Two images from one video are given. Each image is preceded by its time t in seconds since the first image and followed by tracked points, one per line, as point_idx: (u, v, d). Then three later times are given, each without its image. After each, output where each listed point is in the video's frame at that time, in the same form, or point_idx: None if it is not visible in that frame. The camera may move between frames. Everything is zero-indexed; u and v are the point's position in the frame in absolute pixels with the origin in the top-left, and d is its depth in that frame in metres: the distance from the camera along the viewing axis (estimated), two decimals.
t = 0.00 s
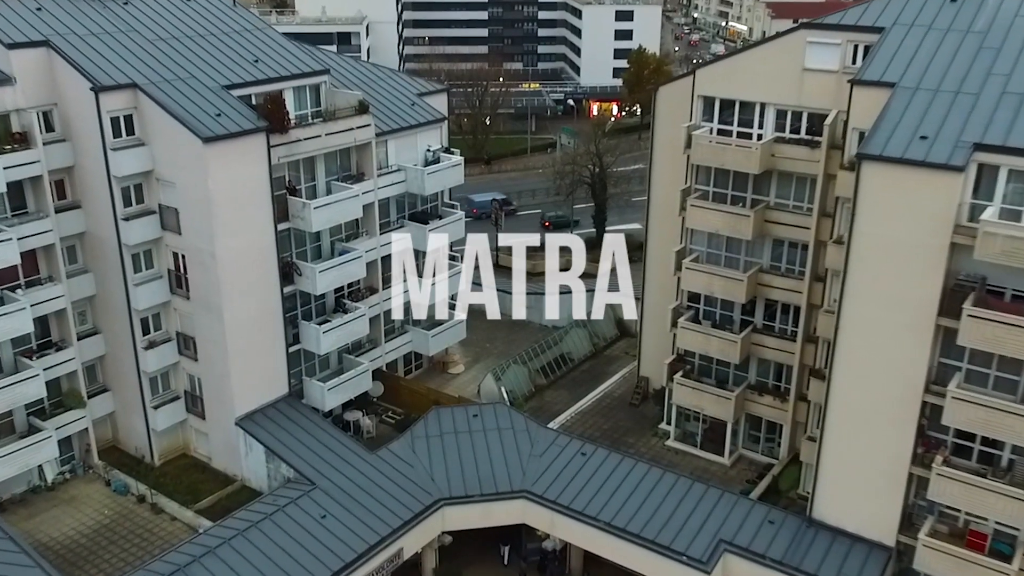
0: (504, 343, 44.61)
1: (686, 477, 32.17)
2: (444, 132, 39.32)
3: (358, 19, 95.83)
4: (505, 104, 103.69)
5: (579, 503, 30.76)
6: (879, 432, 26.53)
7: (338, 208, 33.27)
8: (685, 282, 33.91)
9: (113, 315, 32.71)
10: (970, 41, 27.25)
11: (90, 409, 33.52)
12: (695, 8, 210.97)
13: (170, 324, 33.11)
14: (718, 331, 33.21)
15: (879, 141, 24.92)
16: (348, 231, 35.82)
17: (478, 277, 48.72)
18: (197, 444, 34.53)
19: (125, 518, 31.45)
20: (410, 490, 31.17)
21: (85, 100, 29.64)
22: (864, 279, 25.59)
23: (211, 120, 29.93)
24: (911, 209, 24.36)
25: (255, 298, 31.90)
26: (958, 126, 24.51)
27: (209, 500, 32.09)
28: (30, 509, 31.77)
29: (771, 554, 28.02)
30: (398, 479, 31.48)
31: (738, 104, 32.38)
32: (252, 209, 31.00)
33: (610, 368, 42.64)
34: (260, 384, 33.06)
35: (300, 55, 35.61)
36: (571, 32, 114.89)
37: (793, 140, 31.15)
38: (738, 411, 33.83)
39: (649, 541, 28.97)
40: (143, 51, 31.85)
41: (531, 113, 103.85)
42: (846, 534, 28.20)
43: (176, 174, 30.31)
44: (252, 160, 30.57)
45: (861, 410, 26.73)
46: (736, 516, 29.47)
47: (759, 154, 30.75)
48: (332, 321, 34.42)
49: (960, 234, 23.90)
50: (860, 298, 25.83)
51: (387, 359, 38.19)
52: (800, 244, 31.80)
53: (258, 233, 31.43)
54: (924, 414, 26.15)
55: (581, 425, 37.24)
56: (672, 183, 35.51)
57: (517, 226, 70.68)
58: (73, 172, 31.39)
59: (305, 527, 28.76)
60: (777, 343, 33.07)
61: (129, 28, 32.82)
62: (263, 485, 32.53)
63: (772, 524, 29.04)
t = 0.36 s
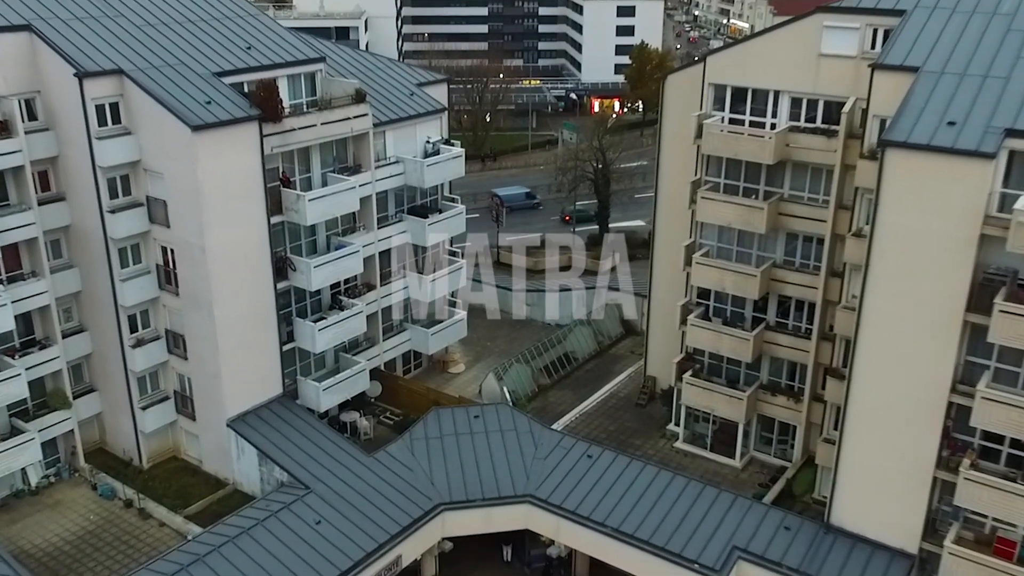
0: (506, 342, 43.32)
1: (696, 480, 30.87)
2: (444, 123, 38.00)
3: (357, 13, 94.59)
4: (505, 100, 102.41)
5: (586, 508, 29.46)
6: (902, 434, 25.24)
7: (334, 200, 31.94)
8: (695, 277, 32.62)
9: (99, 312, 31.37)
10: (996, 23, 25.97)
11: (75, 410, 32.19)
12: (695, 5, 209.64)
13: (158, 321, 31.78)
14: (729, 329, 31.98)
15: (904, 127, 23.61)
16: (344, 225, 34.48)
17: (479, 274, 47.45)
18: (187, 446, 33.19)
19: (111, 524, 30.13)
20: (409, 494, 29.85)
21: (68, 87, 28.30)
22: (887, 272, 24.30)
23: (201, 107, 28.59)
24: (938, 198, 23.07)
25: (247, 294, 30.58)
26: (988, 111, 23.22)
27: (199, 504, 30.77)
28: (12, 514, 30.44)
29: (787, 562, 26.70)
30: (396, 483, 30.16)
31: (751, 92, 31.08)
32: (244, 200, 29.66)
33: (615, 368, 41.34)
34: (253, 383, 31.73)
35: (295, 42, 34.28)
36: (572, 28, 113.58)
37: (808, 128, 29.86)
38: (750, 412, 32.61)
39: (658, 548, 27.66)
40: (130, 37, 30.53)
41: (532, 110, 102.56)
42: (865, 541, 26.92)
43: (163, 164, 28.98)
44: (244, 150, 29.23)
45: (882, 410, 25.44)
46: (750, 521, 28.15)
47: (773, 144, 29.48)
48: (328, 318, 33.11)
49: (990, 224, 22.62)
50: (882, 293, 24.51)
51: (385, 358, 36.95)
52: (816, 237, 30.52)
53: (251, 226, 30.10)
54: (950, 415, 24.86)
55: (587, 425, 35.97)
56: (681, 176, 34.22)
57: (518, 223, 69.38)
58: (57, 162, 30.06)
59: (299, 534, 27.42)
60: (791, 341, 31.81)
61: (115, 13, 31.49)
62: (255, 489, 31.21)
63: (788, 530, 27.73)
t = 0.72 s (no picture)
0: (507, 340, 42.05)
1: (707, 483, 29.60)
2: (443, 113, 36.69)
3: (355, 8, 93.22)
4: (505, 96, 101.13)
5: (592, 512, 28.16)
6: (926, 435, 23.97)
7: (328, 191, 30.63)
8: (705, 271, 31.36)
9: (83, 308, 30.06)
10: None
11: (59, 410, 30.86)
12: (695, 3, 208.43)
13: (145, 318, 30.45)
14: (741, 325, 30.75)
15: (930, 110, 22.38)
16: (340, 218, 33.20)
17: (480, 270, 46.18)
18: (176, 447, 31.87)
19: (95, 529, 28.81)
20: (407, 498, 28.54)
21: (50, 71, 26.98)
22: (912, 264, 23.05)
23: (189, 93, 27.29)
24: (967, 185, 21.84)
25: (237, 289, 29.27)
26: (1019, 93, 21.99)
27: (188, 508, 29.46)
28: None
29: (804, 569, 25.41)
30: (394, 487, 28.85)
31: (764, 78, 29.81)
32: (234, 190, 28.34)
33: (620, 366, 40.06)
34: (243, 382, 30.42)
35: (288, 28, 32.99)
36: (573, 25, 112.32)
37: (824, 116, 28.59)
38: (761, 412, 31.40)
39: (668, 554, 26.37)
40: (115, 20, 29.23)
41: (532, 106, 101.28)
42: (886, 547, 25.65)
43: (149, 153, 27.67)
44: (235, 138, 27.93)
45: (905, 410, 24.17)
46: (764, 527, 26.86)
47: (787, 132, 28.24)
48: (322, 315, 31.82)
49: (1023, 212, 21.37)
50: (906, 285, 23.24)
51: (382, 357, 35.70)
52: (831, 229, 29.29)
53: (241, 218, 28.80)
54: (976, 415, 23.59)
55: (591, 426, 34.70)
56: (690, 167, 32.97)
57: (519, 220, 68.12)
58: (39, 151, 28.74)
59: (291, 540, 26.10)
60: (805, 338, 30.58)
61: None
62: (246, 493, 29.90)
63: (804, 536, 26.44)
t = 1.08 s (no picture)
0: (507, 336, 40.76)
1: (717, 483, 28.33)
2: (441, 100, 35.36)
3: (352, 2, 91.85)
4: (504, 92, 99.82)
5: (597, 515, 26.86)
6: (951, 433, 22.70)
7: (321, 179, 29.30)
8: (714, 263, 30.10)
9: (65, 301, 28.74)
10: None
11: (40, 408, 29.55)
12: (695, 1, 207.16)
13: (130, 312, 29.14)
14: (752, 320, 29.51)
15: (957, 88, 21.17)
16: (334, 208, 31.89)
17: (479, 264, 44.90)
18: (162, 447, 30.55)
19: (77, 533, 27.51)
20: (403, 500, 27.23)
21: (27, 52, 25.62)
22: (937, 252, 21.81)
23: (173, 75, 25.97)
24: (997, 167, 20.64)
25: (226, 281, 27.96)
26: None
27: (174, 511, 28.16)
28: None
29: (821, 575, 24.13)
30: (389, 488, 27.54)
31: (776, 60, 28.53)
32: (222, 177, 27.03)
33: (624, 363, 38.77)
34: (233, 380, 29.11)
35: (280, 10, 31.68)
36: (572, 20, 110.98)
37: (840, 99, 27.31)
38: (773, 410, 30.17)
39: (678, 559, 25.07)
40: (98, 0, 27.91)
41: (531, 102, 99.96)
42: (907, 552, 24.39)
43: (132, 138, 26.35)
44: (222, 123, 26.62)
45: (928, 407, 22.90)
46: (779, 530, 25.58)
47: (801, 116, 26.98)
48: (315, 309, 30.52)
49: None
50: (930, 274, 22.00)
51: (378, 353, 34.40)
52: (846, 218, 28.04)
53: (230, 207, 27.49)
54: (1004, 412, 22.33)
55: (595, 425, 33.44)
56: (698, 155, 31.72)
57: (519, 216, 66.83)
58: (18, 137, 27.39)
59: (281, 544, 24.75)
60: (819, 332, 29.34)
61: None
62: (235, 495, 28.58)
63: (821, 539, 25.16)
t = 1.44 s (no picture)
0: (506, 331, 39.51)
1: (726, 482, 27.10)
2: (438, 86, 34.06)
3: None
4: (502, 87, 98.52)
5: (601, 515, 25.61)
6: (976, 429, 21.49)
7: (312, 165, 28.00)
8: (722, 253, 28.88)
9: (43, 293, 27.43)
10: None
11: (18, 405, 28.24)
12: None
13: (112, 304, 27.85)
14: (762, 312, 28.32)
15: (985, 63, 20.02)
16: (325, 197, 30.61)
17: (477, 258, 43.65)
18: (146, 446, 29.25)
19: (55, 535, 26.21)
20: (398, 501, 25.97)
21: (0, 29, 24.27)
22: (963, 236, 20.66)
23: (156, 54, 24.70)
24: None
25: (211, 272, 26.69)
26: None
27: (158, 512, 26.87)
28: None
29: None
30: (383, 488, 26.28)
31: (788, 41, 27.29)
32: (207, 162, 25.76)
33: (626, 359, 37.54)
34: (220, 375, 27.83)
35: None
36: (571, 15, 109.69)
37: (855, 80, 26.09)
38: (783, 406, 28.98)
39: (686, 563, 23.81)
40: None
41: (530, 97, 98.68)
42: (928, 554, 23.17)
43: (112, 120, 25.04)
44: (207, 104, 25.36)
45: (951, 401, 21.70)
46: (792, 531, 24.34)
47: (814, 98, 25.77)
48: (306, 301, 29.22)
49: None
50: (954, 261, 20.86)
51: (372, 349, 33.13)
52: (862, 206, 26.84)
53: (215, 193, 26.22)
54: None
55: (598, 422, 32.21)
56: (704, 142, 30.50)
57: (517, 211, 65.56)
58: None
59: (268, 547, 23.47)
60: (832, 325, 28.14)
61: None
62: (221, 495, 27.30)
63: (836, 541, 23.92)
